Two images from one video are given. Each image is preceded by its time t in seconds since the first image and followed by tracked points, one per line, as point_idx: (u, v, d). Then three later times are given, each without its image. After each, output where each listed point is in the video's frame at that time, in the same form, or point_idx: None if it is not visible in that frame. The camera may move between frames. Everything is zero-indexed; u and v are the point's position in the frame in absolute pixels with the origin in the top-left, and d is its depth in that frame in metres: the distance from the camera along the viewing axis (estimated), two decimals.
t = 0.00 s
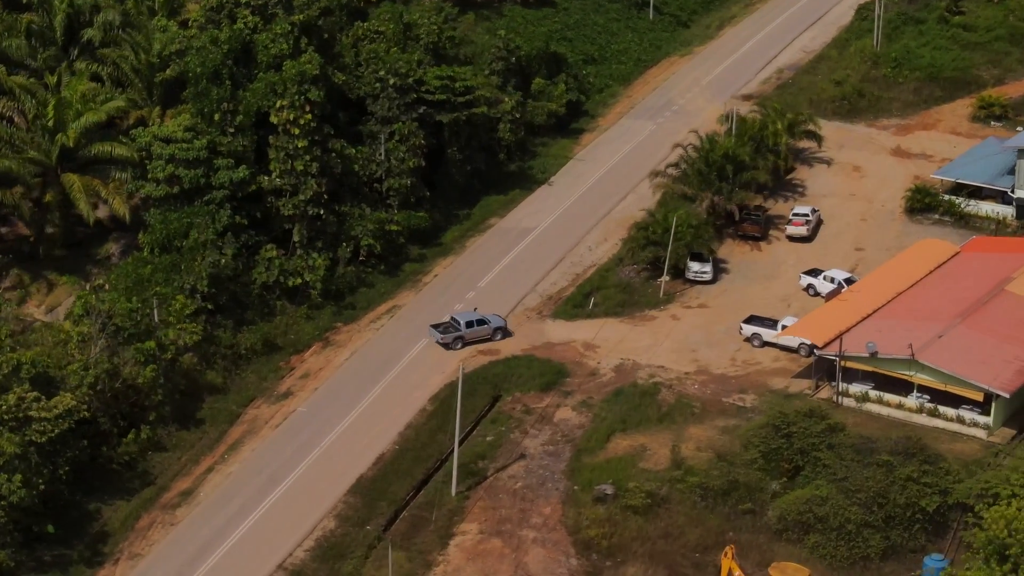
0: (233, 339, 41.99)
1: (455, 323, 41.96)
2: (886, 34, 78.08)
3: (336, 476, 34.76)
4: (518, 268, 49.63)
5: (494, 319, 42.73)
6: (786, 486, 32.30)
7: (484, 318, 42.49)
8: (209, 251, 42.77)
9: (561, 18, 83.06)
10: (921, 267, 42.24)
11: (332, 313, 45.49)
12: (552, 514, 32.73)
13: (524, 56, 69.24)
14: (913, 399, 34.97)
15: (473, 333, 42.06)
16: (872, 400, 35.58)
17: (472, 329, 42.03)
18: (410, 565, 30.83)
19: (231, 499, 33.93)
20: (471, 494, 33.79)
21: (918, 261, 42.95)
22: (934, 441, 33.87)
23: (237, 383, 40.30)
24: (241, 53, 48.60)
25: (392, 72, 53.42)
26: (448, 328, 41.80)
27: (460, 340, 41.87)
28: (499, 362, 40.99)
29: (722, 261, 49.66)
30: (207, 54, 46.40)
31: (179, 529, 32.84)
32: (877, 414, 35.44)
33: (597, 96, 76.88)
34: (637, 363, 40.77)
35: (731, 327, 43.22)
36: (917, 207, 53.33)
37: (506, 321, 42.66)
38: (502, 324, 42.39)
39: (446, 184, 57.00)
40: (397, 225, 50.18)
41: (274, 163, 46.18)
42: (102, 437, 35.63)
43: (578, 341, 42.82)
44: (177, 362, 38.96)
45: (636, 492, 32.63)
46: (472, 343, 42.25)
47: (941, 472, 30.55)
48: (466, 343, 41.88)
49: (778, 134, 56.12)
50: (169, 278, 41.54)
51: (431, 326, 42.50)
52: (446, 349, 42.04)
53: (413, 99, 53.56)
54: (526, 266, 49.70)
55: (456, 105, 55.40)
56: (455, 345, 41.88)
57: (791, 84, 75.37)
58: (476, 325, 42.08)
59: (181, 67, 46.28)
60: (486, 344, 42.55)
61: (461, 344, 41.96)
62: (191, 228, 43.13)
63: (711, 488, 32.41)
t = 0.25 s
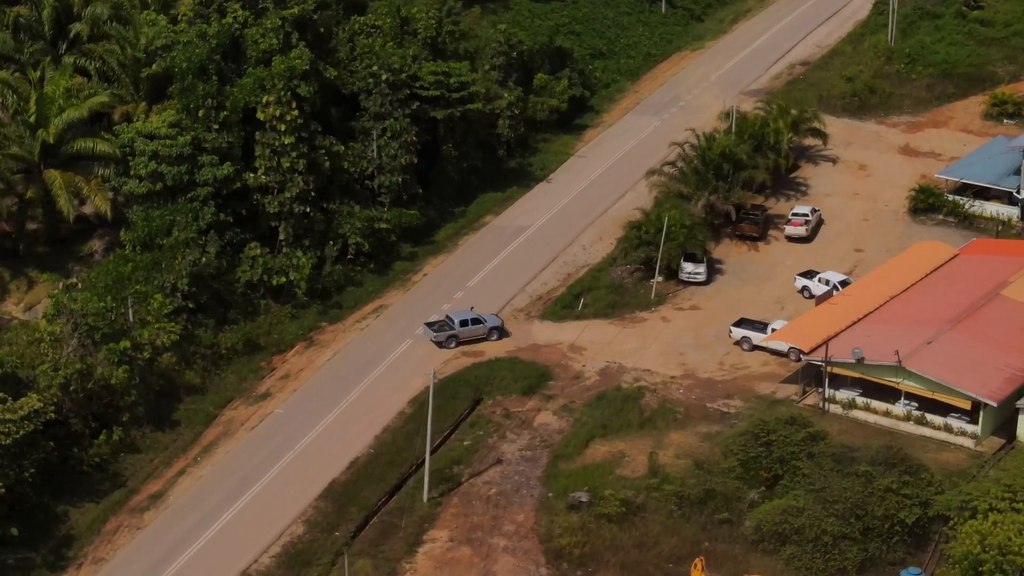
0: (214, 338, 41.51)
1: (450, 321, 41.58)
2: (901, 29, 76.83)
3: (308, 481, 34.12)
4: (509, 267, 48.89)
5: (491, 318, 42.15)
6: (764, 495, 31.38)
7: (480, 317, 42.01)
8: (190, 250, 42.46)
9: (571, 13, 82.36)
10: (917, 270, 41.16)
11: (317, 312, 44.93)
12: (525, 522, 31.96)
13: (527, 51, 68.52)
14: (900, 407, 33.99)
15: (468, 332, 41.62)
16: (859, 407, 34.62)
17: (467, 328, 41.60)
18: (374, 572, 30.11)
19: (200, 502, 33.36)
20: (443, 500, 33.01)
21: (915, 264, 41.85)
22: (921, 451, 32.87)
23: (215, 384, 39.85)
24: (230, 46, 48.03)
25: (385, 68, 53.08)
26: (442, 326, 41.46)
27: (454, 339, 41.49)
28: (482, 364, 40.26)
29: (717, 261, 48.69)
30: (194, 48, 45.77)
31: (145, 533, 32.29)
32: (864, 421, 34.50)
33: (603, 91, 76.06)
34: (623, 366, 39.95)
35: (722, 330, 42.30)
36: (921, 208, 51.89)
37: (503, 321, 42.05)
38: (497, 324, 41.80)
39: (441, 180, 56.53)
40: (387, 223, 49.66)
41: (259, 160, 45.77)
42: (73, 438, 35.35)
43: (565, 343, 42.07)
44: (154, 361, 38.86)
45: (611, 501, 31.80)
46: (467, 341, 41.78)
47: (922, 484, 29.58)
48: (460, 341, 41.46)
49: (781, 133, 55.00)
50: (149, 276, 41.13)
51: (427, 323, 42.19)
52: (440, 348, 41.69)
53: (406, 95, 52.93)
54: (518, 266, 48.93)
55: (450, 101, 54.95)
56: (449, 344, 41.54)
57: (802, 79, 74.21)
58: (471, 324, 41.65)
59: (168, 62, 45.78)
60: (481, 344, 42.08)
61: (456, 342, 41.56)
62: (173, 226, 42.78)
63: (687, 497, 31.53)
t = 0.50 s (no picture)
0: (199, 336, 41.27)
1: (448, 320, 41.20)
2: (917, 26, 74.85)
3: (284, 483, 33.69)
4: (503, 266, 48.35)
5: (490, 318, 41.65)
6: (745, 503, 30.76)
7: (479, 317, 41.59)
8: (176, 249, 42.19)
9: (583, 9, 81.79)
10: (914, 273, 40.31)
11: (307, 312, 44.63)
12: (502, 527, 31.42)
13: (532, 47, 67.98)
14: (889, 413, 33.25)
15: (466, 331, 41.20)
16: (848, 413, 33.88)
17: (464, 327, 41.19)
18: None
19: (175, 504, 33.01)
20: (420, 504, 32.49)
21: (912, 266, 41.00)
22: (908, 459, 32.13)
23: (199, 384, 39.60)
24: (224, 42, 47.78)
25: (382, 64, 52.92)
26: (440, 324, 41.08)
27: (451, 337, 41.07)
28: (468, 366, 39.72)
29: (715, 262, 47.92)
30: (185, 43, 45.70)
31: (118, 535, 32.01)
32: (852, 428, 33.76)
33: (612, 88, 75.43)
34: (612, 369, 39.35)
35: (714, 333, 41.60)
36: (925, 209, 50.84)
37: (502, 322, 41.55)
38: (496, 325, 41.31)
39: (439, 178, 56.05)
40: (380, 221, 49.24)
41: (250, 157, 45.66)
42: (51, 438, 35.07)
43: (554, 345, 41.51)
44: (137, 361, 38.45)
45: (589, 507, 31.21)
46: (464, 341, 41.34)
47: (905, 494, 28.86)
48: (457, 341, 41.04)
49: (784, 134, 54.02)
50: (135, 275, 41.01)
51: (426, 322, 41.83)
52: (437, 346, 41.26)
53: (403, 91, 52.68)
54: (512, 265, 48.39)
55: (449, 98, 54.68)
56: (445, 342, 41.08)
57: (814, 76, 73.22)
58: (469, 324, 41.24)
59: (159, 58, 45.74)
60: (479, 344, 41.61)
61: (453, 342, 41.14)
62: (162, 224, 42.60)
63: (666, 504, 30.94)
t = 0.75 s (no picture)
0: (186, 333, 41.21)
1: (447, 318, 40.84)
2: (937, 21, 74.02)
3: (261, 483, 33.43)
4: (498, 265, 47.94)
5: (490, 318, 41.19)
6: (722, 508, 30.13)
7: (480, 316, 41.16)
8: (162, 245, 42.36)
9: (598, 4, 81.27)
10: (909, 276, 39.53)
11: (298, 309, 44.41)
12: (476, 530, 30.93)
13: (539, 43, 67.53)
14: (875, 419, 32.57)
15: (465, 330, 40.81)
16: (833, 418, 33.21)
17: (463, 326, 40.81)
18: None
19: (149, 502, 32.83)
20: (395, 506, 32.05)
21: (908, 269, 40.19)
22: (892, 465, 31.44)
23: (184, 381, 39.48)
24: (219, 38, 47.92)
25: (381, 60, 52.80)
26: (438, 322, 40.73)
27: (450, 336, 40.65)
28: (454, 365, 39.29)
29: (712, 262, 47.19)
30: (179, 38, 45.67)
31: (91, 533, 31.86)
32: (837, 433, 33.11)
33: (622, 85, 74.89)
34: (599, 370, 38.80)
35: (706, 334, 40.93)
36: (929, 210, 49.77)
37: (503, 322, 41.08)
38: (496, 325, 40.86)
39: (438, 174, 55.92)
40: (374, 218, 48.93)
41: (243, 153, 45.58)
42: (31, 434, 35.13)
43: (543, 345, 40.97)
44: (121, 357, 38.48)
45: (565, 511, 30.69)
46: (463, 340, 40.94)
47: (883, 502, 28.19)
48: (455, 339, 40.65)
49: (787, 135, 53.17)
50: (123, 271, 41.15)
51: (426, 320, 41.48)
52: (435, 344, 40.86)
53: (401, 88, 52.69)
54: (507, 263, 48.00)
55: (448, 95, 54.43)
56: (443, 341, 40.66)
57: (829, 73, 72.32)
58: (469, 323, 40.84)
59: (153, 52, 45.62)
60: (477, 344, 41.15)
61: (451, 340, 40.75)
62: (149, 219, 42.70)
63: (643, 508, 30.35)
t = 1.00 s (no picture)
0: (175, 331, 41.28)
1: (447, 317, 40.67)
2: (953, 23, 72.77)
3: (241, 482, 33.31)
4: (494, 264, 47.73)
5: (492, 318, 40.93)
6: (701, 513, 29.73)
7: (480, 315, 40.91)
8: (151, 242, 42.39)
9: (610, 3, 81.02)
10: (904, 279, 39.00)
11: (291, 306, 44.45)
12: (453, 532, 30.66)
13: (546, 41, 67.29)
14: (861, 424, 32.11)
15: (465, 330, 40.64)
16: (820, 423, 32.78)
17: (463, 326, 40.61)
18: None
19: (129, 501, 32.78)
20: (374, 506, 31.81)
21: (903, 272, 39.63)
22: (877, 471, 31.01)
23: (172, 378, 39.55)
24: (217, 35, 47.69)
25: (380, 58, 52.78)
26: (438, 321, 40.60)
27: (449, 335, 40.58)
28: (443, 366, 39.05)
29: (710, 264, 46.64)
30: (175, 35, 45.96)
31: (68, 530, 31.84)
32: (823, 437, 32.68)
33: (632, 83, 74.58)
34: (588, 372, 38.45)
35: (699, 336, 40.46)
36: (932, 213, 48.88)
37: (503, 323, 40.75)
38: (496, 325, 40.57)
39: (439, 172, 55.58)
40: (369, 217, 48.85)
41: (237, 151, 45.73)
42: (15, 430, 35.36)
43: (533, 346, 40.64)
44: (109, 352, 38.70)
45: (543, 513, 30.39)
46: (462, 339, 40.82)
47: (862, 509, 27.74)
48: (455, 339, 40.55)
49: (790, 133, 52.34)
50: (114, 268, 41.49)
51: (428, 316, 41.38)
52: (435, 342, 40.82)
53: (400, 86, 52.62)
54: (504, 263, 47.76)
55: (448, 93, 54.19)
56: (443, 340, 40.62)
57: (840, 74, 71.86)
58: (468, 322, 40.63)
59: (149, 48, 46.04)
60: (478, 343, 40.99)
61: (451, 339, 40.68)
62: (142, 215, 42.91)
63: (621, 512, 29.99)
